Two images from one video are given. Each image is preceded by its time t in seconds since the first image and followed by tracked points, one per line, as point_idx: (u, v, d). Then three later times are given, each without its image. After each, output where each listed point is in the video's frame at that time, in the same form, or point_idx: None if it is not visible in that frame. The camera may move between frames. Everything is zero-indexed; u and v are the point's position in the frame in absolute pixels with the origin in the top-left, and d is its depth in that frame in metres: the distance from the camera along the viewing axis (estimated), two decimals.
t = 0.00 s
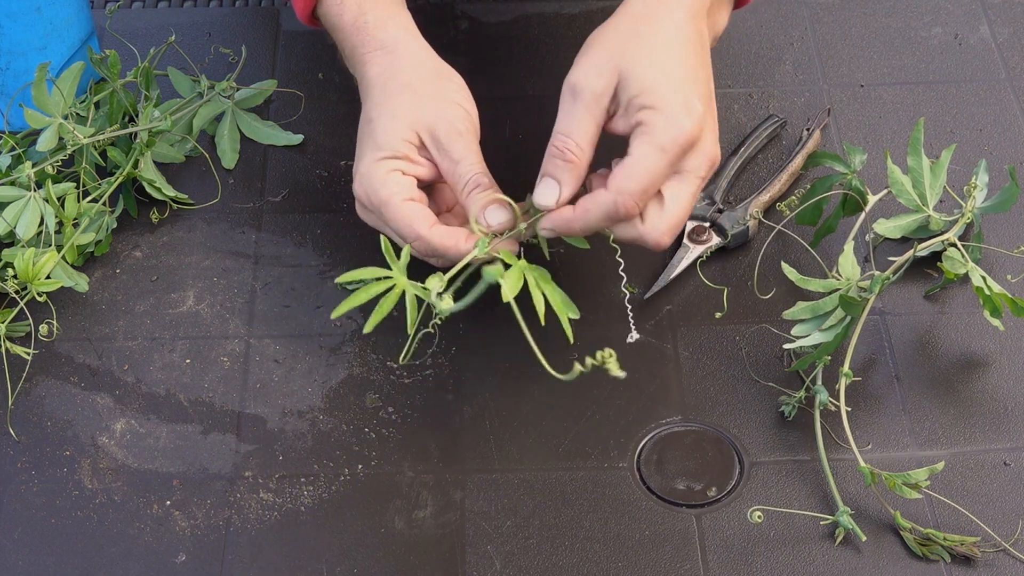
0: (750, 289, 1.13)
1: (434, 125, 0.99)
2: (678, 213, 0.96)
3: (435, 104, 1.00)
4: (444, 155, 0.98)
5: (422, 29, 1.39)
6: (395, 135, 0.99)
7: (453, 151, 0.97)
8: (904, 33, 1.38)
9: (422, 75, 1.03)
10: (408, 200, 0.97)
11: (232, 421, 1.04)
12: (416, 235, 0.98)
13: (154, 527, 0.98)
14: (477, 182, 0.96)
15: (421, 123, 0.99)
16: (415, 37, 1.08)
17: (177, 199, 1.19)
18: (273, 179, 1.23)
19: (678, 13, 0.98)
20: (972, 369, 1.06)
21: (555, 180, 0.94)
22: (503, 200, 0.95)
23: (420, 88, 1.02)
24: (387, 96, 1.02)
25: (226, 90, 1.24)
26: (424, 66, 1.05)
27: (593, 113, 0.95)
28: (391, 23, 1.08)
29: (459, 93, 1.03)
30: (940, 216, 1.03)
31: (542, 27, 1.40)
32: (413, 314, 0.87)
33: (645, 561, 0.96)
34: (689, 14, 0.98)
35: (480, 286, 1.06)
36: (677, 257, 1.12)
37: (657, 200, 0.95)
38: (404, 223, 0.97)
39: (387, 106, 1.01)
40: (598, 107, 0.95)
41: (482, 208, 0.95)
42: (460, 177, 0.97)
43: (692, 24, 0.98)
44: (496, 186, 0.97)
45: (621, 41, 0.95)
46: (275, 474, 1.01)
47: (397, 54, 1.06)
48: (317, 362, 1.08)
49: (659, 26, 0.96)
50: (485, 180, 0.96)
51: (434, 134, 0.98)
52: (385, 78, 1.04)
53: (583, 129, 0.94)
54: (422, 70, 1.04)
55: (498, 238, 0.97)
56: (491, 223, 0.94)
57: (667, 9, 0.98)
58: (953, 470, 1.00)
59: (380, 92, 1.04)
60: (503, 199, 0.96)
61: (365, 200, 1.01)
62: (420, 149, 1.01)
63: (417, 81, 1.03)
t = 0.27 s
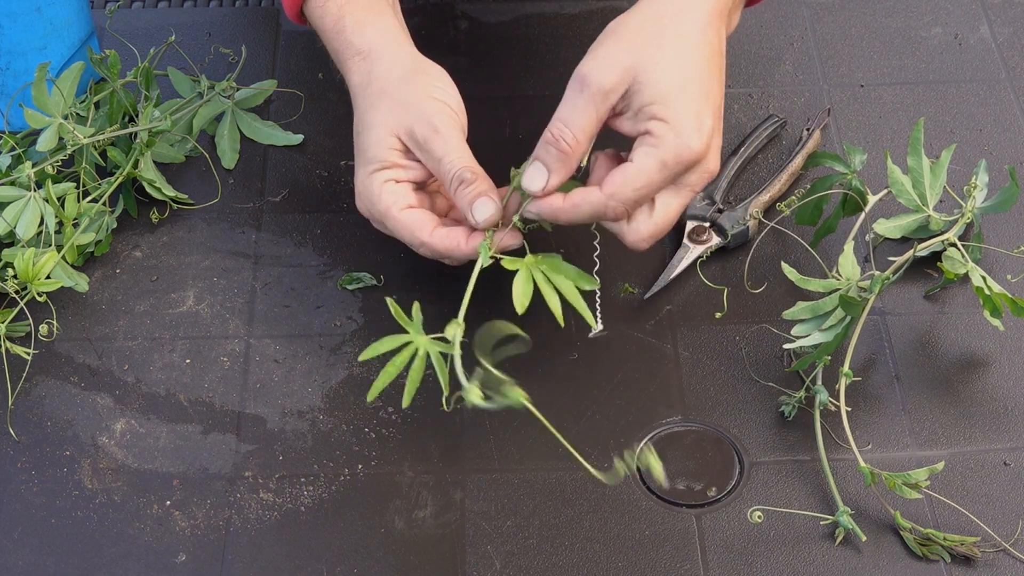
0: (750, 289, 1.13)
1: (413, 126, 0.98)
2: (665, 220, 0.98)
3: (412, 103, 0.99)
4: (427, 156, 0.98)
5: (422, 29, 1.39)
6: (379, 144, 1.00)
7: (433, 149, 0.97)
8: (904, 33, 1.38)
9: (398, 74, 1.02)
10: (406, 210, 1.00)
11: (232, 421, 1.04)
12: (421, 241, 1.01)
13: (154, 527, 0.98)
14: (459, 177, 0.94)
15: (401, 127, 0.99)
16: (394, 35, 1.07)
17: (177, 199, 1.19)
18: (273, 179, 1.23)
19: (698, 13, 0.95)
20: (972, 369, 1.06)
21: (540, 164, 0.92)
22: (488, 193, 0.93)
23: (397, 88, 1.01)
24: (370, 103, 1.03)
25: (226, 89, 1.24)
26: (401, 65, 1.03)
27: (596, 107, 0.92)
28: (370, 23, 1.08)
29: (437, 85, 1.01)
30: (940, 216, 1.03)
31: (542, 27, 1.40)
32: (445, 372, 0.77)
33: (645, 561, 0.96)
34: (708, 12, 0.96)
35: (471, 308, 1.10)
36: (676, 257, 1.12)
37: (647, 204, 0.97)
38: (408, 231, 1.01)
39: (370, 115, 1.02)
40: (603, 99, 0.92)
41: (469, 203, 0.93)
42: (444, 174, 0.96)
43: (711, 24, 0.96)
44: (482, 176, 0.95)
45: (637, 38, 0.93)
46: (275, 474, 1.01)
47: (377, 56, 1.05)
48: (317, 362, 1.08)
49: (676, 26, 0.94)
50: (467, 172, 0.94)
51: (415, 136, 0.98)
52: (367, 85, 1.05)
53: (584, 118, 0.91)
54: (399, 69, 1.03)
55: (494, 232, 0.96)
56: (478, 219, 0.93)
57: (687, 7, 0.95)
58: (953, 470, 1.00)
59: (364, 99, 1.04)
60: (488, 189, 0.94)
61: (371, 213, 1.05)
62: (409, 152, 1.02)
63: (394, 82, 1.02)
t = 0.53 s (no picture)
0: (750, 289, 1.13)
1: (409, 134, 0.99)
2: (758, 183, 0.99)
3: (409, 112, 1.01)
4: (422, 163, 0.99)
5: (421, 29, 1.39)
6: (374, 150, 1.01)
7: (428, 158, 0.98)
8: (904, 33, 1.38)
9: (395, 84, 1.04)
10: (396, 213, 1.00)
11: (232, 421, 1.04)
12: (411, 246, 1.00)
13: (155, 527, 0.98)
14: (455, 186, 0.94)
15: (397, 135, 1.01)
16: (394, 44, 1.08)
17: (177, 199, 1.19)
18: (273, 179, 1.23)
19: None
20: (972, 369, 1.06)
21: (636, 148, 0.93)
22: (484, 203, 0.93)
23: (395, 98, 1.03)
24: (367, 110, 1.04)
25: (226, 89, 1.24)
26: (399, 75, 1.05)
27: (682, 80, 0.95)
28: (370, 30, 1.09)
29: (435, 97, 1.03)
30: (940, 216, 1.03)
31: (542, 27, 1.40)
32: (438, 360, 0.79)
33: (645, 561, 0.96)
34: None
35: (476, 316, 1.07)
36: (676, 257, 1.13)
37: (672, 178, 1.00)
38: (398, 235, 1.00)
39: (366, 121, 1.04)
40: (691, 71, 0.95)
41: (462, 212, 0.93)
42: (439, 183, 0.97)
43: None
44: (478, 186, 0.95)
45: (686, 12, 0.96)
46: (275, 474, 1.01)
47: (376, 63, 1.06)
48: (317, 362, 1.08)
49: None
50: (463, 183, 0.94)
51: (410, 143, 0.99)
52: (365, 92, 1.06)
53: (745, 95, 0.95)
54: (397, 79, 1.04)
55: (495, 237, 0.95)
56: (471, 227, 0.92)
57: None
58: (953, 469, 1.00)
59: (362, 106, 1.06)
60: (483, 199, 0.93)
61: (363, 219, 1.05)
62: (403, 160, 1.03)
63: (392, 91, 1.03)
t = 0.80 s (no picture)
0: (750, 289, 1.13)
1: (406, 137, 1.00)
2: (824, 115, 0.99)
3: (406, 117, 1.01)
4: (415, 167, 0.99)
5: (421, 28, 1.39)
6: (368, 148, 1.02)
7: (423, 162, 0.98)
8: (904, 33, 1.38)
9: (395, 89, 1.05)
10: (382, 209, 0.99)
11: (232, 421, 1.04)
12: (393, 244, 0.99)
13: (154, 527, 0.98)
14: (448, 192, 0.94)
15: (393, 136, 1.01)
16: (395, 49, 1.09)
17: (177, 199, 1.19)
18: (273, 179, 1.23)
19: None
20: (972, 369, 1.06)
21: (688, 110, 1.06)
22: (474, 208, 0.93)
23: (394, 102, 1.04)
24: (364, 110, 1.05)
25: (225, 89, 1.24)
26: (398, 80, 1.06)
27: (714, 39, 1.03)
28: (371, 32, 1.10)
29: (433, 104, 1.04)
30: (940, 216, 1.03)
31: (542, 27, 1.40)
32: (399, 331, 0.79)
33: (645, 561, 0.96)
34: None
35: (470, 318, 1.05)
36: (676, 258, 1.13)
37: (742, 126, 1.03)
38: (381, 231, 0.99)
39: (362, 121, 1.04)
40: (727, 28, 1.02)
41: (452, 217, 0.93)
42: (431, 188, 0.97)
43: None
44: (470, 193, 0.95)
45: None
46: (275, 474, 1.01)
47: (375, 67, 1.07)
48: (317, 362, 1.08)
49: None
50: (456, 189, 0.94)
51: (405, 145, 1.00)
52: (363, 93, 1.07)
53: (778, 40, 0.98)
54: (397, 84, 1.05)
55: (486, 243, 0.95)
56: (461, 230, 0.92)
57: None
58: (953, 469, 1.00)
59: (359, 106, 1.06)
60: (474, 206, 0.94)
61: (347, 217, 1.04)
62: (396, 161, 1.03)
63: (391, 95, 1.04)
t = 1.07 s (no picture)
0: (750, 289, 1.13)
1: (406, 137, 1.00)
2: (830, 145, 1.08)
3: (406, 117, 1.02)
4: (415, 166, 0.99)
5: (421, 28, 1.39)
6: (368, 147, 1.02)
7: (423, 161, 0.98)
8: (904, 33, 1.38)
9: (395, 88, 1.05)
10: (380, 207, 0.99)
11: (232, 421, 1.04)
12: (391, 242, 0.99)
13: (154, 527, 0.98)
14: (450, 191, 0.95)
15: (393, 135, 1.01)
16: (395, 50, 1.09)
17: (177, 199, 1.19)
18: (273, 179, 1.23)
19: None
20: (972, 369, 1.06)
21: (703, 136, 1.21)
22: (475, 207, 0.93)
23: (394, 102, 1.04)
24: (364, 109, 1.05)
25: (225, 90, 1.24)
26: (398, 80, 1.06)
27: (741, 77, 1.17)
28: (370, 32, 1.10)
29: (433, 105, 1.04)
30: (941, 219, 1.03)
31: (542, 27, 1.40)
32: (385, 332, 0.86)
33: (645, 561, 0.96)
34: None
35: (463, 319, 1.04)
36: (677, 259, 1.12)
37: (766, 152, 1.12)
38: (380, 229, 0.99)
39: (362, 121, 1.04)
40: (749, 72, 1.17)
41: (454, 216, 0.93)
42: (432, 188, 0.97)
43: None
44: (470, 193, 0.95)
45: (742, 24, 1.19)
46: (275, 474, 1.01)
47: (375, 68, 1.07)
48: (317, 362, 1.08)
49: None
50: (457, 188, 0.95)
51: (405, 145, 1.00)
52: (363, 92, 1.07)
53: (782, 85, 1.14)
54: (397, 83, 1.05)
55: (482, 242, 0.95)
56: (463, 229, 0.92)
57: None
58: (953, 469, 1.00)
59: (358, 106, 1.06)
60: (475, 206, 0.94)
61: (344, 216, 1.04)
62: (394, 161, 1.03)
63: (391, 95, 1.04)
